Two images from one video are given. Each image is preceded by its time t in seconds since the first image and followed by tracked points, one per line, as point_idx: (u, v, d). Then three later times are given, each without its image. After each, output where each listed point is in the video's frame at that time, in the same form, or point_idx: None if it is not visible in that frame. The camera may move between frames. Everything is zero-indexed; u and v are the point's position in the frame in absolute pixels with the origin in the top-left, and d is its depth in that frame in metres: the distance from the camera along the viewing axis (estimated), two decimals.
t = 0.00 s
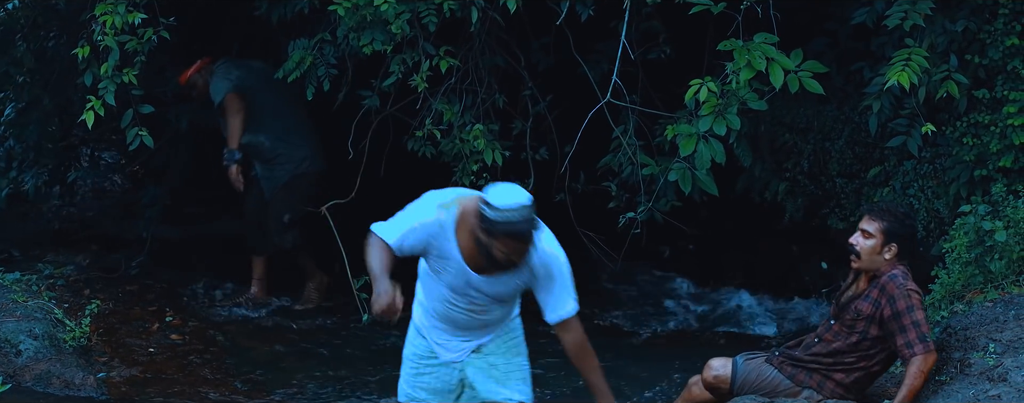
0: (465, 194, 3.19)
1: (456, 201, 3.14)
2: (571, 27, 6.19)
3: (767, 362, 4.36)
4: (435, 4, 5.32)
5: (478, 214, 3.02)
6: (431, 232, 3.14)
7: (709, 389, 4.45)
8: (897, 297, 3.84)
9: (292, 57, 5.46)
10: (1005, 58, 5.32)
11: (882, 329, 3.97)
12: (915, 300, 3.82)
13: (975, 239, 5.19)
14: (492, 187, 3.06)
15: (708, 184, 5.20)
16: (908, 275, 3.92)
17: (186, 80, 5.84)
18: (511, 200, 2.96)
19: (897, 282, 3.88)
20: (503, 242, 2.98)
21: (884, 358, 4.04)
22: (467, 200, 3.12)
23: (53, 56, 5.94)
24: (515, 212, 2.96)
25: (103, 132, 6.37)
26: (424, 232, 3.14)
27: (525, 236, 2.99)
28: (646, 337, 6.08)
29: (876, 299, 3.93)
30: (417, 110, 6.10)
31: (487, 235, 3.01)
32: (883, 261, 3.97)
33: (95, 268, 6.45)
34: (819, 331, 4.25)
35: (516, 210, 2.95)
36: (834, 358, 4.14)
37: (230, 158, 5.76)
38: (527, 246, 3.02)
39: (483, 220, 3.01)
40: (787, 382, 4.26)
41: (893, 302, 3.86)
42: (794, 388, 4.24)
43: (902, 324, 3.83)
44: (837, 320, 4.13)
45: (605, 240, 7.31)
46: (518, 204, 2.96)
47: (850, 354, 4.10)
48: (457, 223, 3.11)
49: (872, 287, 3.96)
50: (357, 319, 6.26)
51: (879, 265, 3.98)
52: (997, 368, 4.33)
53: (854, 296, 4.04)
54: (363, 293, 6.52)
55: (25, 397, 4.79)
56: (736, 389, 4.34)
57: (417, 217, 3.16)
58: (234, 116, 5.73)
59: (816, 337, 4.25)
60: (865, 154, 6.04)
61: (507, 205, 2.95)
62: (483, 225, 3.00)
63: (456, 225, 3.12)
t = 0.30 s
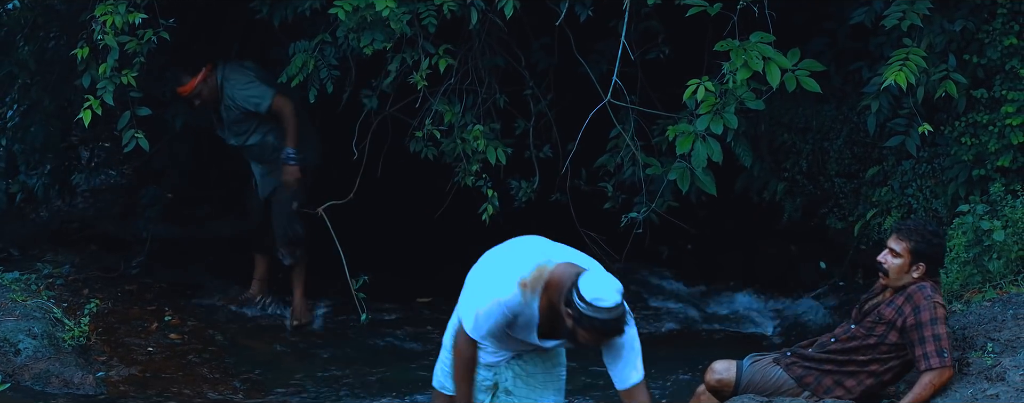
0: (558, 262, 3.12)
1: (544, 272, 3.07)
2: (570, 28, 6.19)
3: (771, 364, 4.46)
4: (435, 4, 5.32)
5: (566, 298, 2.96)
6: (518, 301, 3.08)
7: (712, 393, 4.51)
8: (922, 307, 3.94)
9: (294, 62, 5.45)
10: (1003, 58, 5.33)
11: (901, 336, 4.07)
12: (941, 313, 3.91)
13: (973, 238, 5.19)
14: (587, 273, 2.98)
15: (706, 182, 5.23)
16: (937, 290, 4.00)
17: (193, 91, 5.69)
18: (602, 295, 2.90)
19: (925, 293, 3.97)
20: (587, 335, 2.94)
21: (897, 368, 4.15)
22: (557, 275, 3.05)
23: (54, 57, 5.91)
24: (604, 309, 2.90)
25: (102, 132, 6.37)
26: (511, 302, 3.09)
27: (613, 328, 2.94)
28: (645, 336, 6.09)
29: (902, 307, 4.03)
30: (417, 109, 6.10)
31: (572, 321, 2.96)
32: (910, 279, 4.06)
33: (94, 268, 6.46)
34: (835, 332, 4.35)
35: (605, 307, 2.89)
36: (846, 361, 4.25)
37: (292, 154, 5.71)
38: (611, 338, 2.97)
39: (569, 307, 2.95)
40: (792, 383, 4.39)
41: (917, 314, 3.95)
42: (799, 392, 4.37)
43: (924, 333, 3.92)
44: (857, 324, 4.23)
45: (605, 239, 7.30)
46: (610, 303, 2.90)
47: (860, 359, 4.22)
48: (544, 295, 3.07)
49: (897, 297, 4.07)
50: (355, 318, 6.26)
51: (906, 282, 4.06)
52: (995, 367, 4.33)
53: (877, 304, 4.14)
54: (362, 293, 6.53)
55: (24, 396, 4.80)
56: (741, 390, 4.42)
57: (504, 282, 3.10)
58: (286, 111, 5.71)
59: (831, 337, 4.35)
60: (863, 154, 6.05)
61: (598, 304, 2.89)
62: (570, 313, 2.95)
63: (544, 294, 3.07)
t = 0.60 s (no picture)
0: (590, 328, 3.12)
1: (573, 343, 3.09)
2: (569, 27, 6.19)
3: (776, 361, 4.46)
4: (434, 4, 5.32)
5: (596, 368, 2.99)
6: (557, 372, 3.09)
7: (717, 391, 4.54)
8: (936, 312, 3.97)
9: (294, 62, 5.44)
10: (1002, 57, 5.33)
11: (912, 339, 4.08)
12: (953, 319, 3.93)
13: (973, 238, 5.20)
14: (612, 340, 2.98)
15: (709, 181, 5.22)
16: (955, 299, 4.03)
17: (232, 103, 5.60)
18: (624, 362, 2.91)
19: (942, 299, 4.00)
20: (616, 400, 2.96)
21: (904, 374, 4.13)
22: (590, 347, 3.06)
23: (54, 57, 5.94)
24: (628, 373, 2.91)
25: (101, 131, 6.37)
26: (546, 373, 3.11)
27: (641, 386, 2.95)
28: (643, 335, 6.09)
29: (917, 309, 4.06)
30: (416, 109, 6.10)
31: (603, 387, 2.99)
32: (931, 287, 4.10)
33: (93, 267, 6.45)
34: (848, 328, 4.34)
35: (631, 371, 2.90)
36: (853, 361, 4.26)
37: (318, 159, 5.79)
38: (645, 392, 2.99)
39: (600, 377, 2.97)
40: (796, 380, 4.39)
41: (932, 318, 3.98)
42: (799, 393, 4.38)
43: (934, 337, 3.94)
44: (870, 322, 4.24)
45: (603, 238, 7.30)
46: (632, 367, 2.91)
47: (866, 360, 4.23)
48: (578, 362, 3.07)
49: (913, 300, 4.10)
50: (355, 317, 6.26)
51: (927, 288, 4.11)
52: (994, 366, 4.33)
53: (894, 308, 4.17)
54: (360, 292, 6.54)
55: (24, 396, 4.80)
56: (746, 389, 4.45)
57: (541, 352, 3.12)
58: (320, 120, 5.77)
59: (842, 333, 4.34)
60: (862, 153, 6.05)
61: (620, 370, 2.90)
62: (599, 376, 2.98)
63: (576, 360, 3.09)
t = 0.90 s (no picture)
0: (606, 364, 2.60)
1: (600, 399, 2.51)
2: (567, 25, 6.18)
3: (775, 358, 4.44)
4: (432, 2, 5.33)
5: None
6: None
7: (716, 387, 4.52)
8: (935, 310, 3.98)
9: (289, 55, 5.47)
10: (1000, 55, 5.33)
11: (911, 337, 4.08)
12: (952, 318, 3.94)
13: (970, 235, 5.24)
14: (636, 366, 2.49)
15: (700, 180, 5.21)
16: (956, 299, 4.04)
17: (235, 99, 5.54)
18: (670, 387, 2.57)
19: (941, 298, 4.02)
20: None
21: (902, 373, 4.13)
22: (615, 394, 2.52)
23: (51, 54, 5.94)
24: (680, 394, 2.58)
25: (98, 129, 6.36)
26: None
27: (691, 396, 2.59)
28: (641, 333, 6.09)
29: (916, 307, 4.07)
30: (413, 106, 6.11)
31: None
32: (937, 285, 4.11)
33: (91, 265, 6.46)
34: (849, 324, 4.34)
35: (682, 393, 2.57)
36: (852, 359, 4.25)
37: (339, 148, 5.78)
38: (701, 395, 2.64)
39: None
40: (796, 376, 4.37)
41: (930, 317, 3.98)
42: (797, 390, 4.36)
43: (932, 335, 3.95)
44: (871, 319, 4.25)
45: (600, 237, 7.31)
46: (698, 398, 2.57)
47: (864, 358, 4.22)
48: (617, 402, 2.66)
49: (913, 298, 4.11)
50: (352, 315, 6.26)
51: (931, 285, 4.12)
52: (991, 364, 4.32)
53: (895, 305, 4.18)
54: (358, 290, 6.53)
55: (22, 394, 4.82)
56: (746, 385, 4.44)
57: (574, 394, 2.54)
58: (324, 111, 5.76)
59: (842, 329, 4.34)
60: (860, 151, 6.06)
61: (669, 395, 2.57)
62: None
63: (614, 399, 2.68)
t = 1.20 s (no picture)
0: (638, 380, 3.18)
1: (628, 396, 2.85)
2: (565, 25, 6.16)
3: (774, 358, 4.45)
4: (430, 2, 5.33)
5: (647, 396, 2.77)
6: None
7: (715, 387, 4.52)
8: (927, 310, 3.98)
9: (289, 57, 5.48)
10: (998, 55, 5.33)
11: (906, 338, 4.08)
12: (945, 318, 3.93)
13: (968, 235, 5.24)
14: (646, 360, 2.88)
15: (705, 179, 5.20)
16: (949, 299, 4.03)
17: (218, 67, 5.34)
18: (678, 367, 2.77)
19: (933, 298, 4.02)
20: None
21: (899, 375, 4.11)
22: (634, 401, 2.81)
23: (49, 53, 5.93)
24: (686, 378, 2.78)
25: (96, 129, 6.36)
26: None
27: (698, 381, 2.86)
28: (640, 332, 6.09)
29: (911, 308, 4.07)
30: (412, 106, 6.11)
31: None
32: (941, 288, 4.08)
33: (90, 265, 6.45)
34: (848, 327, 4.35)
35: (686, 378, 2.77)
36: (849, 360, 4.25)
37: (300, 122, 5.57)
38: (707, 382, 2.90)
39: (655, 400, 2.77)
40: (794, 376, 4.38)
41: (923, 318, 3.98)
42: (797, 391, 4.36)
43: (926, 336, 3.94)
44: (868, 322, 4.25)
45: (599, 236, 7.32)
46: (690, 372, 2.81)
47: (860, 359, 4.23)
48: None
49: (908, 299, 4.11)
50: (350, 315, 6.25)
51: (936, 283, 4.09)
52: (989, 364, 4.32)
53: (890, 308, 4.18)
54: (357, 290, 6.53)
55: (20, 394, 4.82)
56: (745, 386, 4.43)
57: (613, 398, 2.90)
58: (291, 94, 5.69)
59: (841, 331, 4.35)
60: (859, 151, 6.07)
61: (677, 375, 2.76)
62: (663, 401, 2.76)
63: None
